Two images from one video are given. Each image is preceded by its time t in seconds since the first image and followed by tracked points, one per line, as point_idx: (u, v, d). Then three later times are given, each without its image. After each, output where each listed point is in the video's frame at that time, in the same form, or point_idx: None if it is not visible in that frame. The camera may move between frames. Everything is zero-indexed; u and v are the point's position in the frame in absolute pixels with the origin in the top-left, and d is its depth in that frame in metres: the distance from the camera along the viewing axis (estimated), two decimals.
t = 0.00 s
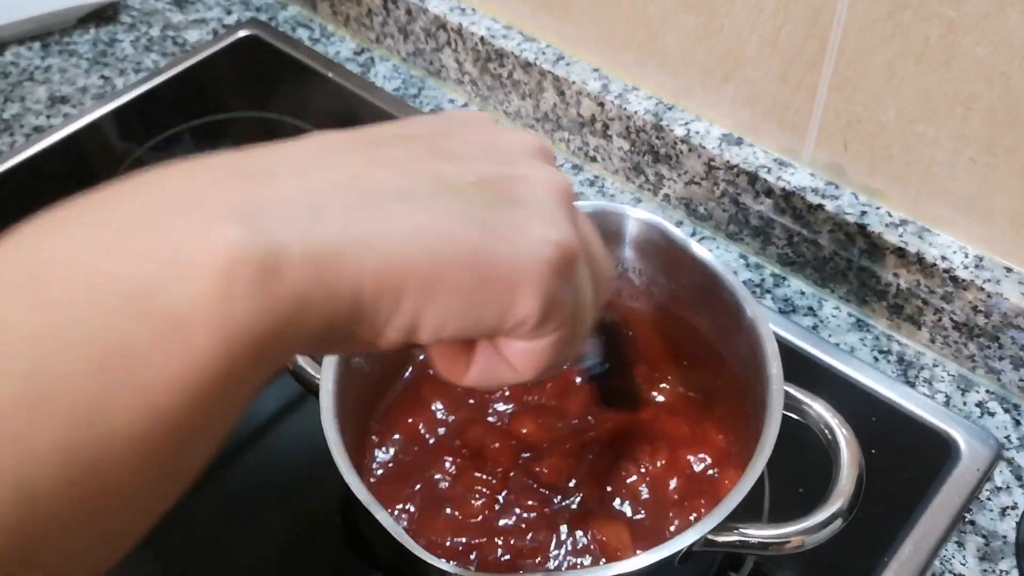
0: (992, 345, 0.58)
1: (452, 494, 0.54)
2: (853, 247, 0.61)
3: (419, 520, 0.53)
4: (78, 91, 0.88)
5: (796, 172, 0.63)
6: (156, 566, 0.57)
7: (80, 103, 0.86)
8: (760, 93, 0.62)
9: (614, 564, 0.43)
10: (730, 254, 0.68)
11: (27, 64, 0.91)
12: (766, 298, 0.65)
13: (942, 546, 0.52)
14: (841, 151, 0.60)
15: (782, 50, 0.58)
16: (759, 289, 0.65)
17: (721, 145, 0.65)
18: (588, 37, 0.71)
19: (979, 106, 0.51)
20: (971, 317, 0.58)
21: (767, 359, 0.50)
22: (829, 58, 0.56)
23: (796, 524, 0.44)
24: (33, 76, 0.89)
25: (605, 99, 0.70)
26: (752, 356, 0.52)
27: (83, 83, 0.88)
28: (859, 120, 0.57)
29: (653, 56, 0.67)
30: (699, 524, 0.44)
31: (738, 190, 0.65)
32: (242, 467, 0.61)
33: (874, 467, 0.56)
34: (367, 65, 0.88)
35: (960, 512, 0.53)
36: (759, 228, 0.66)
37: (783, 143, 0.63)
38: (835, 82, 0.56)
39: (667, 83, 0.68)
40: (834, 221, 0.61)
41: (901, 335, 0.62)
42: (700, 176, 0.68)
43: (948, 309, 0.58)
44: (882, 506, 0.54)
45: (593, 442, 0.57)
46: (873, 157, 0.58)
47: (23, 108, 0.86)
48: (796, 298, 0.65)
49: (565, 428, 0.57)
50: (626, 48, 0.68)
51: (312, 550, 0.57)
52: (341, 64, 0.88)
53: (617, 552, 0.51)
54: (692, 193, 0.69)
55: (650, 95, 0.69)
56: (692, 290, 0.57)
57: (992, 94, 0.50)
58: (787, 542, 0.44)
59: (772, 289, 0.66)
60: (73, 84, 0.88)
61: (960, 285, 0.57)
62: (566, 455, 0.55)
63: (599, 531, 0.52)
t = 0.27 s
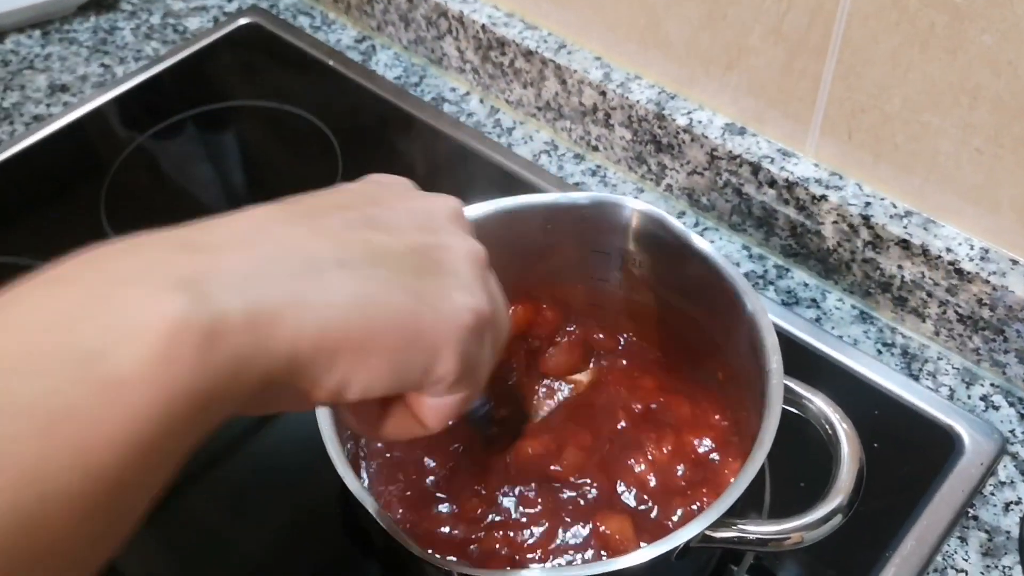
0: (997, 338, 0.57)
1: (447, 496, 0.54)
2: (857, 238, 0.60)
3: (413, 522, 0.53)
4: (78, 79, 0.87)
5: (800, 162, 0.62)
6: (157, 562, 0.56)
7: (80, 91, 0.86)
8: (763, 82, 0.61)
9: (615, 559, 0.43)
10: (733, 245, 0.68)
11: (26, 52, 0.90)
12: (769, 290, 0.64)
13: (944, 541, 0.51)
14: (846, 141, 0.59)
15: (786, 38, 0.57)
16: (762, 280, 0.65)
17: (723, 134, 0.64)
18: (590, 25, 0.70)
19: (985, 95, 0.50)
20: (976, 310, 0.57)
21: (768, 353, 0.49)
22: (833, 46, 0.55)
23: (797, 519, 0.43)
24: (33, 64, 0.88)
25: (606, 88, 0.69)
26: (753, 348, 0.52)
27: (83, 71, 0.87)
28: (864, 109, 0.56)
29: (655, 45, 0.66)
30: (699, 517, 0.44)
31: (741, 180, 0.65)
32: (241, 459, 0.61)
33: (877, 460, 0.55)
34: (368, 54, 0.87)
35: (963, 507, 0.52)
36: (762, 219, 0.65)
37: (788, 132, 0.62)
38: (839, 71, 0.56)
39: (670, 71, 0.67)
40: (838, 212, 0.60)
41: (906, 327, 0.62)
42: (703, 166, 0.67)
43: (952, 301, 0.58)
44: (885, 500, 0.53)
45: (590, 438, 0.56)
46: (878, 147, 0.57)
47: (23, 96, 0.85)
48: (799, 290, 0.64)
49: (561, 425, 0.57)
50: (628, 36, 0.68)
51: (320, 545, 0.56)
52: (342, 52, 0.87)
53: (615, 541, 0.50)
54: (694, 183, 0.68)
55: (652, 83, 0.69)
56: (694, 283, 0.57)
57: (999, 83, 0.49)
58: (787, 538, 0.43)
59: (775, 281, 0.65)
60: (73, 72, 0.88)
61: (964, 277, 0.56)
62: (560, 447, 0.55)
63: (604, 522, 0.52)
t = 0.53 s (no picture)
0: (1010, 322, 0.56)
1: (455, 480, 0.54)
2: (867, 220, 0.59)
3: (425, 510, 0.53)
4: (78, 59, 0.86)
5: (809, 143, 0.61)
6: (162, 544, 0.56)
7: (80, 71, 0.85)
8: (773, 62, 0.60)
9: (624, 545, 0.42)
10: (740, 228, 0.66)
11: (25, 31, 0.89)
12: (776, 273, 0.63)
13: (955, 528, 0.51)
14: (857, 122, 0.58)
15: (796, 17, 0.56)
16: (770, 263, 0.64)
17: (731, 115, 0.63)
18: (596, 3, 0.69)
19: (1000, 75, 0.49)
20: (988, 293, 0.56)
21: (774, 336, 0.48)
22: (845, 24, 0.53)
23: (806, 506, 0.43)
24: (32, 44, 0.87)
25: (612, 68, 0.68)
26: (760, 332, 0.51)
27: (83, 52, 0.86)
28: (875, 89, 0.55)
29: (662, 24, 0.65)
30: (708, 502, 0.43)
31: (749, 161, 0.64)
32: (242, 444, 0.60)
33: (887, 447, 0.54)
34: (371, 33, 0.86)
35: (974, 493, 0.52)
36: (771, 201, 0.64)
37: (797, 113, 0.61)
38: (850, 51, 0.54)
39: (677, 51, 0.66)
40: (847, 194, 0.59)
41: (916, 311, 0.61)
42: (710, 147, 0.66)
43: (964, 285, 0.57)
44: (897, 486, 0.53)
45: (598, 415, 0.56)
46: (889, 128, 0.56)
47: (22, 77, 0.84)
48: (807, 273, 0.63)
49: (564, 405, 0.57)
50: (634, 15, 0.66)
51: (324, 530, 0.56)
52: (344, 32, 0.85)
53: (632, 522, 0.51)
54: (701, 165, 0.67)
55: (659, 63, 0.67)
56: (701, 266, 0.56)
57: (1014, 62, 0.48)
58: (795, 525, 0.43)
59: (783, 264, 0.64)
60: (73, 52, 0.87)
61: (977, 260, 0.55)
62: (568, 426, 0.56)
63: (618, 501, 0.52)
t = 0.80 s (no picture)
0: None
1: (462, 450, 0.54)
2: (880, 192, 0.58)
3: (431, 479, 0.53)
4: (78, 27, 0.85)
5: (822, 113, 0.60)
6: (167, 517, 0.55)
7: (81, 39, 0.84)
8: (786, 29, 0.58)
9: (630, 519, 0.41)
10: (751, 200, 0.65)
11: None
12: (787, 245, 0.62)
13: (966, 504, 0.50)
14: (872, 90, 0.57)
15: None
16: (780, 236, 0.63)
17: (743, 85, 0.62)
18: None
19: (1021, 41, 0.48)
20: (1004, 267, 0.55)
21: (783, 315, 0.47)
22: None
23: (816, 480, 0.42)
24: (32, 12, 0.86)
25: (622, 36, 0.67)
26: (764, 305, 0.50)
27: (84, 19, 0.85)
28: (891, 57, 0.54)
29: None
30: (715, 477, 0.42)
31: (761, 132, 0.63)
32: (247, 419, 0.60)
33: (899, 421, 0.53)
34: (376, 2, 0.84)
35: (985, 468, 0.50)
36: (782, 172, 0.63)
37: (811, 81, 0.60)
38: (867, 17, 0.53)
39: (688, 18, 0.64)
40: (861, 165, 0.58)
41: (929, 284, 0.60)
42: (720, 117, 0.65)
43: (979, 258, 0.56)
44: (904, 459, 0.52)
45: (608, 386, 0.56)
46: (905, 96, 0.55)
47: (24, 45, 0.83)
48: (819, 246, 0.62)
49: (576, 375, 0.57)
50: None
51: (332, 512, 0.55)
52: None
53: (638, 494, 0.50)
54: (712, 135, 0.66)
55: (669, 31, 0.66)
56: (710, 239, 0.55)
57: None
58: (806, 501, 0.42)
59: (794, 236, 0.63)
60: (74, 20, 0.85)
61: (993, 233, 0.54)
62: (579, 396, 0.55)
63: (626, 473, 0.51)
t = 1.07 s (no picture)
0: None
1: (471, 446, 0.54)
2: (886, 187, 0.58)
3: (433, 473, 0.53)
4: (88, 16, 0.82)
5: (829, 107, 0.59)
6: (169, 508, 0.55)
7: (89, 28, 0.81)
8: (793, 22, 0.58)
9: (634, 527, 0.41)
10: (756, 194, 0.65)
11: None
12: (793, 241, 0.62)
13: (970, 502, 0.49)
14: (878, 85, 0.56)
15: None
16: (786, 231, 0.62)
17: (749, 77, 0.62)
18: None
19: None
20: (1011, 264, 0.54)
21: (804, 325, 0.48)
22: None
23: (825, 502, 0.41)
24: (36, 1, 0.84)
25: (627, 28, 0.66)
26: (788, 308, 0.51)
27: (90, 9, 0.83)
28: (898, 51, 0.53)
29: None
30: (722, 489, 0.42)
31: (767, 126, 0.62)
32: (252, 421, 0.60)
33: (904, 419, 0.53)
34: None
35: (990, 467, 0.50)
36: (787, 166, 0.63)
37: (817, 75, 0.59)
38: (874, 11, 0.53)
39: (694, 11, 0.64)
40: (867, 160, 0.58)
41: (935, 281, 0.59)
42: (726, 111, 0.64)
43: (986, 255, 0.55)
44: (909, 464, 0.53)
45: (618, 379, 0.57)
46: (912, 91, 0.55)
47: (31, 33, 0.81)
48: (824, 242, 0.62)
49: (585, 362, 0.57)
50: None
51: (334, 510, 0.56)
52: None
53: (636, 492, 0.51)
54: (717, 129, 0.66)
55: (675, 24, 0.66)
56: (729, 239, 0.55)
57: None
58: (813, 521, 0.41)
59: (799, 232, 0.62)
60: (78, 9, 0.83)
61: (1000, 229, 0.53)
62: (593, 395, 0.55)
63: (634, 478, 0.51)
